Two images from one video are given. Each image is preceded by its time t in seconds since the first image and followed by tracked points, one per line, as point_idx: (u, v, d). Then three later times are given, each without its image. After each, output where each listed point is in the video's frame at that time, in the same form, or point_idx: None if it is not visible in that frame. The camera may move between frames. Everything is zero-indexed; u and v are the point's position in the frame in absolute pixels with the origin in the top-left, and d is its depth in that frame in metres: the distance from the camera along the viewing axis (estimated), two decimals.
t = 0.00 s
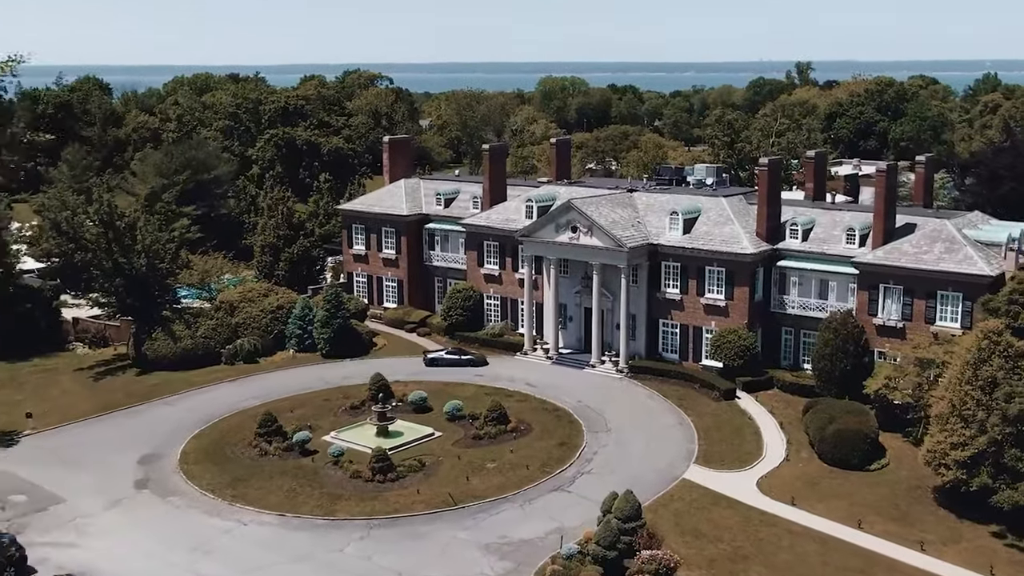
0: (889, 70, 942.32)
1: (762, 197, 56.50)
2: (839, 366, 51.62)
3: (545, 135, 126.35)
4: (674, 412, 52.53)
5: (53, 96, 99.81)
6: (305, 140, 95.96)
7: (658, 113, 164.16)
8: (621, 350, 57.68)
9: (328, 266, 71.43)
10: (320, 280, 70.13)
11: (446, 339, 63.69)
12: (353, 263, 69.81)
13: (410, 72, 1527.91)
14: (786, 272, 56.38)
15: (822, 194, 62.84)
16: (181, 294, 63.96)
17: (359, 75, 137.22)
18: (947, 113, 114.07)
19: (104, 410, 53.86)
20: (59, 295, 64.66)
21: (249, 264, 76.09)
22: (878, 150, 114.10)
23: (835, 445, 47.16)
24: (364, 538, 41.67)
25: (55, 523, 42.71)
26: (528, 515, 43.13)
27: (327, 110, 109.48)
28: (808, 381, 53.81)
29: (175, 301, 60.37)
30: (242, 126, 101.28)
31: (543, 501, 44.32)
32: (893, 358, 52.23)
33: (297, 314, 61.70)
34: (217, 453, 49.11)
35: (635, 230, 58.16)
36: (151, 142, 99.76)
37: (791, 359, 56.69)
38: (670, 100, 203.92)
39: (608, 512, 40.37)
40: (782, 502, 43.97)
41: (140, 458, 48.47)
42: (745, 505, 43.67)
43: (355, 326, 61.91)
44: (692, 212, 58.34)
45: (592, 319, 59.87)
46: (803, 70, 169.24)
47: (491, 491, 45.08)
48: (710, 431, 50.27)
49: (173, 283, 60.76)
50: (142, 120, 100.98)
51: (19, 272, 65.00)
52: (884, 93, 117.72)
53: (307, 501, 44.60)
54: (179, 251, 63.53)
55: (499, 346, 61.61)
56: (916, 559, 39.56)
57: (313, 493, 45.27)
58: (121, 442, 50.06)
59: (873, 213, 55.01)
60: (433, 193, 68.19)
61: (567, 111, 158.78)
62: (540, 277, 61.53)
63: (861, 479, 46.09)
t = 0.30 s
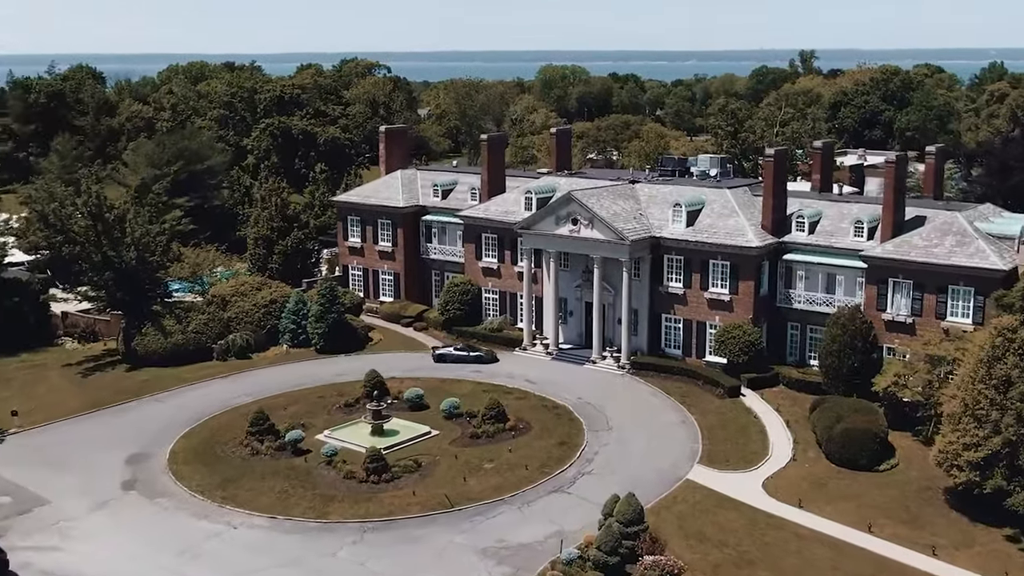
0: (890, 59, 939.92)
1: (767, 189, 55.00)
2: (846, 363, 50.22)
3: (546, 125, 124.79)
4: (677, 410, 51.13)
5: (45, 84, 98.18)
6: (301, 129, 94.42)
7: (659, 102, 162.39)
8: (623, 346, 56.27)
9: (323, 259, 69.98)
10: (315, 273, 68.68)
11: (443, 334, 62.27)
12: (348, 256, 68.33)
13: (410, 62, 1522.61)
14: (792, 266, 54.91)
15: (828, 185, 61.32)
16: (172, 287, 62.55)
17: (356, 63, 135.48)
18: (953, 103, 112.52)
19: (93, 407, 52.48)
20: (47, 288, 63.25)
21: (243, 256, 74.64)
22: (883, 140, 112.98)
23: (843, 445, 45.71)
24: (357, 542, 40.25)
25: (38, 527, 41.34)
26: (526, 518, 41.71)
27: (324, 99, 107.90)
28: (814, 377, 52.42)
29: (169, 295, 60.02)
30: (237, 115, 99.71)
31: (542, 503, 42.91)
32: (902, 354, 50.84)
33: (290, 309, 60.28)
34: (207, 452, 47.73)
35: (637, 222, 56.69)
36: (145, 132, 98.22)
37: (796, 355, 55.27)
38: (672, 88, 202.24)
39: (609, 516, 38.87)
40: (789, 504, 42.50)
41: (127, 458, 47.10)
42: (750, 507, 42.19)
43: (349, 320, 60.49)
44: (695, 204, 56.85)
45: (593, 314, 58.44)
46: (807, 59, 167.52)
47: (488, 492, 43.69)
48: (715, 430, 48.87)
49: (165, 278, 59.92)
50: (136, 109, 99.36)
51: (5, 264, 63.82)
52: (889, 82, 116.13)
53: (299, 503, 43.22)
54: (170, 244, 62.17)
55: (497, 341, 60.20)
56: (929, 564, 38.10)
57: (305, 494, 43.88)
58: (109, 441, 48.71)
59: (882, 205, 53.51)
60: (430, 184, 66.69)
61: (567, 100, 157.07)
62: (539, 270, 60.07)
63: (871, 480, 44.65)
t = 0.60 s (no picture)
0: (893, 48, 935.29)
1: (773, 181, 53.47)
2: (854, 360, 48.77)
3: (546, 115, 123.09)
4: (680, 409, 49.68)
5: (38, 73, 96.66)
6: (297, 119, 92.91)
7: (661, 90, 160.47)
8: (625, 342, 54.81)
9: (317, 252, 68.51)
10: (309, 266, 67.21)
11: (440, 329, 60.80)
12: (343, 249, 66.81)
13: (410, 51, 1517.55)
14: (799, 260, 53.40)
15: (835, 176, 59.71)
16: (163, 281, 61.12)
17: (353, 52, 133.71)
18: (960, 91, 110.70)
19: (81, 405, 51.12)
20: (35, 282, 61.82)
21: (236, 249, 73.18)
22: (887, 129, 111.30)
23: (852, 445, 44.22)
24: (349, 547, 38.77)
25: (21, 530, 39.98)
26: (525, 521, 40.22)
27: (319, 88, 106.26)
28: (822, 375, 50.95)
29: (158, 289, 57.82)
30: (232, 104, 98.12)
31: (542, 505, 41.44)
32: (912, 351, 49.35)
33: (283, 303, 58.85)
34: (196, 452, 46.31)
35: (640, 215, 55.17)
36: (139, 121, 96.65)
37: (803, 351, 53.80)
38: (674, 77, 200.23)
39: (609, 521, 37.47)
40: (797, 506, 41.02)
41: (115, 458, 45.70)
42: (756, 509, 40.67)
43: (344, 315, 59.03)
44: (699, 196, 55.32)
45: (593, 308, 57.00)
46: (811, 47, 165.57)
47: (486, 494, 42.24)
48: (720, 430, 47.40)
49: (156, 270, 58.28)
50: (129, 98, 97.85)
51: None
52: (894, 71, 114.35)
53: (290, 506, 41.76)
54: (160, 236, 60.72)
55: (496, 336, 58.72)
56: (943, 569, 36.57)
57: (296, 496, 42.44)
58: (96, 441, 47.30)
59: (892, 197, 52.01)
60: (426, 175, 65.12)
61: (567, 89, 155.28)
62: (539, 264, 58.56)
63: (881, 481, 43.15)
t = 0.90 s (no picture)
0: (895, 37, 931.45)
1: (780, 172, 51.93)
2: (863, 358, 47.33)
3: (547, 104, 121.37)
4: (684, 408, 48.23)
5: (29, 61, 94.66)
6: (292, 109, 92.03)
7: (663, 79, 158.72)
8: (627, 338, 53.35)
9: (311, 245, 67.01)
10: (303, 260, 65.72)
11: (437, 325, 59.33)
12: (338, 242, 65.26)
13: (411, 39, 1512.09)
14: (806, 254, 51.88)
15: (842, 167, 58.10)
16: (153, 275, 59.70)
17: (351, 40, 131.89)
18: (967, 80, 109.17)
19: (67, 404, 49.69)
20: (22, 276, 60.31)
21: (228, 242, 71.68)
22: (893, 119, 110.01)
23: (861, 446, 42.75)
24: (341, 553, 37.27)
25: (3, 536, 38.57)
26: (523, 526, 38.75)
27: (315, 77, 104.62)
28: (829, 373, 49.48)
29: (149, 283, 56.95)
30: (226, 93, 96.49)
31: (541, 509, 39.97)
32: (923, 348, 47.85)
33: (276, 298, 57.42)
34: (185, 453, 44.88)
35: (642, 207, 53.65)
36: (132, 111, 94.98)
37: (810, 348, 52.31)
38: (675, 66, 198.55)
39: (613, 526, 35.62)
40: (805, 511, 39.53)
41: (101, 459, 44.30)
42: (763, 514, 39.18)
43: (339, 310, 57.58)
44: (704, 188, 53.79)
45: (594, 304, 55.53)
46: (815, 35, 163.80)
47: (483, 498, 40.78)
48: (724, 430, 45.96)
49: (147, 264, 57.05)
50: (122, 87, 96.26)
51: None
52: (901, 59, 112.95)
53: (281, 510, 40.32)
54: (150, 229, 59.23)
55: (494, 332, 57.25)
56: None
57: (287, 500, 41.00)
58: (82, 441, 45.89)
59: (902, 189, 50.46)
60: (423, 166, 63.56)
61: (568, 78, 153.40)
62: (538, 257, 57.07)
63: (892, 484, 41.65)
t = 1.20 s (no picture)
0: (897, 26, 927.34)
1: (786, 165, 50.39)
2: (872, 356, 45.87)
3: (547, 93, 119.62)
4: (687, 407, 46.81)
5: (21, 50, 92.79)
6: (288, 98, 90.87)
7: (665, 69, 156.91)
8: (629, 335, 51.90)
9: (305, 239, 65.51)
10: (297, 254, 64.23)
11: (434, 321, 57.87)
12: (333, 236, 63.74)
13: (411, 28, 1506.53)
14: (813, 248, 50.37)
15: (851, 159, 56.50)
16: (143, 269, 58.27)
17: (348, 28, 130.11)
18: (974, 69, 107.44)
19: (53, 403, 48.25)
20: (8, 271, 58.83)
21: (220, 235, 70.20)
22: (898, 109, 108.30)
23: (872, 449, 41.30)
24: (333, 561, 35.82)
25: None
26: (522, 533, 37.29)
27: (311, 66, 102.94)
28: (838, 371, 48.03)
29: (140, 278, 55.20)
30: (221, 82, 94.90)
31: (541, 514, 38.55)
32: (934, 347, 46.36)
33: (269, 294, 55.98)
34: (173, 455, 43.46)
35: (645, 200, 52.13)
36: (126, 100, 93.32)
37: (817, 346, 50.85)
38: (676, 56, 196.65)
39: (614, 534, 34.27)
40: (814, 516, 38.09)
41: (86, 461, 42.88)
42: (771, 520, 37.69)
43: (333, 306, 56.13)
44: (708, 181, 52.25)
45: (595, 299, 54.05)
46: (819, 23, 161.97)
47: (480, 502, 39.36)
48: (729, 430, 44.53)
49: (136, 258, 55.58)
50: (116, 76, 94.64)
51: None
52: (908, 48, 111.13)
53: (270, 515, 38.87)
54: (139, 222, 57.75)
55: (492, 329, 55.79)
56: None
57: (277, 504, 39.58)
58: (67, 443, 44.46)
59: (912, 182, 48.90)
60: (420, 157, 62.01)
61: (569, 67, 151.54)
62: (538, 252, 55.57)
63: (903, 488, 40.20)
